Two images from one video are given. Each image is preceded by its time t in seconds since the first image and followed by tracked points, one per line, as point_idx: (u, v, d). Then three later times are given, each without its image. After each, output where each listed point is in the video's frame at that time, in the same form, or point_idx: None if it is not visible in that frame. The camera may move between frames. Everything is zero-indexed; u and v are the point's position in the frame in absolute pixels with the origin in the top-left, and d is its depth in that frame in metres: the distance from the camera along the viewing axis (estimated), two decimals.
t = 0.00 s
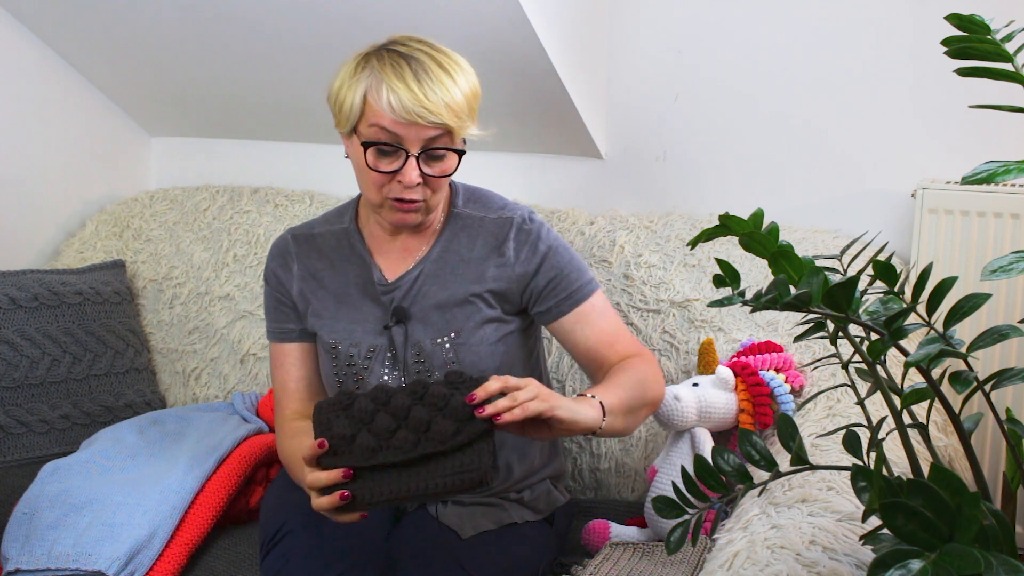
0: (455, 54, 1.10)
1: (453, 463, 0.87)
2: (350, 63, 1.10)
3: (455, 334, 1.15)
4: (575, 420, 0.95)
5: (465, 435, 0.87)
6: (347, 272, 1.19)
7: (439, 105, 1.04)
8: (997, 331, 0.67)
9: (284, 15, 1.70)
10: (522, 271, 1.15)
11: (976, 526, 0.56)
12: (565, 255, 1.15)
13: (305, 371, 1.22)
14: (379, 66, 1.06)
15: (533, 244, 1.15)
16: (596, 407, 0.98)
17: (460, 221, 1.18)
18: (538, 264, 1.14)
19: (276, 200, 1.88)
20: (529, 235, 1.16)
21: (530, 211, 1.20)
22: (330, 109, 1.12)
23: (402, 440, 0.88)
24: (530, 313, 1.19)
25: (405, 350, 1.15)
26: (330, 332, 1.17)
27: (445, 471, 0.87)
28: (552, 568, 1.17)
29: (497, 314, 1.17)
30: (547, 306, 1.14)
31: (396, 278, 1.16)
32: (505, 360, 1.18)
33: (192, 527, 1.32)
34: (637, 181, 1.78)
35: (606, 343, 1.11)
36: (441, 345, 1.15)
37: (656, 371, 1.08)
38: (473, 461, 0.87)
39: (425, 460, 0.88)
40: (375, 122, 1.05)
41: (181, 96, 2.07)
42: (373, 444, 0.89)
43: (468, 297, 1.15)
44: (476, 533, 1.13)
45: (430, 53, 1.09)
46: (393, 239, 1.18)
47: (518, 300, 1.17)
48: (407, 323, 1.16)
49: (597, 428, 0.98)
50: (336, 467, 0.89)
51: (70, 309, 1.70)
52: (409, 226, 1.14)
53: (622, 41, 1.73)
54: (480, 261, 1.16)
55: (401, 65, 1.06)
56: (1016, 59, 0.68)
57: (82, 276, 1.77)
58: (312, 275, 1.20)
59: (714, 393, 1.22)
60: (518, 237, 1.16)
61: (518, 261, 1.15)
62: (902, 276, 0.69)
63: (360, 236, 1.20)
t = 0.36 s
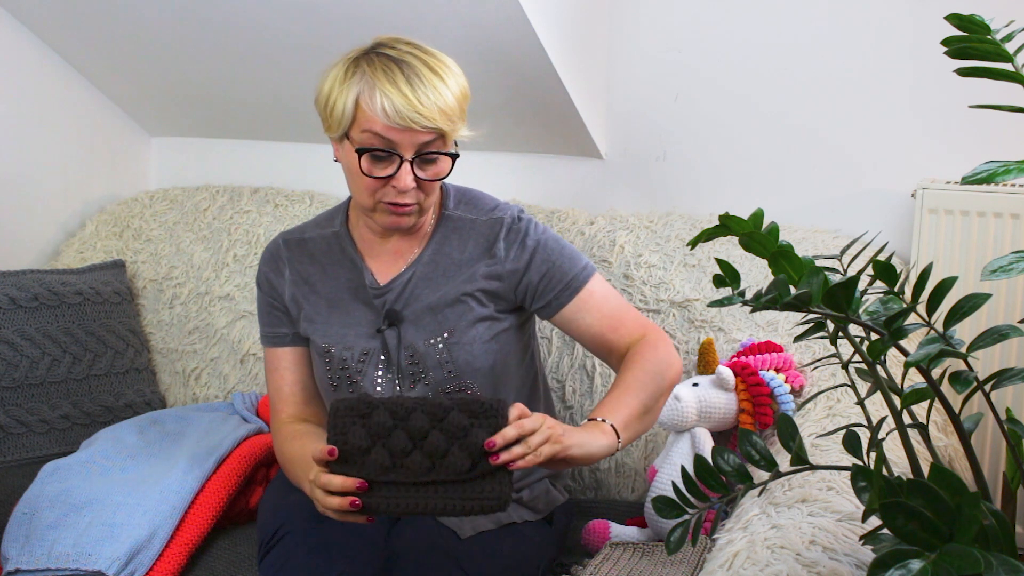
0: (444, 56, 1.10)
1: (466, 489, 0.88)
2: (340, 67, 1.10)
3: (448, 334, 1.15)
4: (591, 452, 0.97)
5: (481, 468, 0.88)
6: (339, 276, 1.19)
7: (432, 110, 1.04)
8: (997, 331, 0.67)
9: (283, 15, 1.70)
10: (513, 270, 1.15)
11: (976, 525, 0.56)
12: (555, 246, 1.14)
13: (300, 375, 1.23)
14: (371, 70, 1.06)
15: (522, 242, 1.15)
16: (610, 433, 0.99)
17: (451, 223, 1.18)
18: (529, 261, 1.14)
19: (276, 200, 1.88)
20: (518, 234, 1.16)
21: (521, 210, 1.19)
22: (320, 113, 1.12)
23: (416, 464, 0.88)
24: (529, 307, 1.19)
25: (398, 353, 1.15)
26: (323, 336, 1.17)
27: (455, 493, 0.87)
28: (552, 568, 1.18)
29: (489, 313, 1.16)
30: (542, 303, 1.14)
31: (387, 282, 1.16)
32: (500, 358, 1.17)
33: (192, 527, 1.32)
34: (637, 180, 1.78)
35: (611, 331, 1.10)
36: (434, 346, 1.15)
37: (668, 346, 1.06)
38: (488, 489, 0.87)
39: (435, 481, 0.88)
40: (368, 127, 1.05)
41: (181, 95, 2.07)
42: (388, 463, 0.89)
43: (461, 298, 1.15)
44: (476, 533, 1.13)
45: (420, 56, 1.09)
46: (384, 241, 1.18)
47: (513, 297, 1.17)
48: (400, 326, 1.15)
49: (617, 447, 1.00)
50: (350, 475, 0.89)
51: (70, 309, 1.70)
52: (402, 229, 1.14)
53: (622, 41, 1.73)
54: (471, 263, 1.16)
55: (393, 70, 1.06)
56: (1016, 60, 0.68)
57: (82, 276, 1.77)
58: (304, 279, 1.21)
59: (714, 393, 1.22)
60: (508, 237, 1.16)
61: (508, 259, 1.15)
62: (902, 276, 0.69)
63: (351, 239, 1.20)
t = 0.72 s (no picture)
0: (442, 56, 1.10)
1: (462, 492, 0.88)
2: (338, 70, 1.10)
3: (450, 334, 1.15)
4: (589, 450, 0.96)
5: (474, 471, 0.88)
6: (339, 278, 1.19)
7: (433, 111, 1.04)
8: (997, 331, 0.68)
9: (284, 16, 1.70)
10: (511, 268, 1.15)
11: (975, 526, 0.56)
12: (553, 242, 1.14)
13: (300, 378, 1.23)
14: (370, 72, 1.06)
15: (521, 241, 1.15)
16: (609, 430, 0.99)
17: (451, 224, 1.18)
18: (528, 257, 1.14)
19: (276, 200, 1.88)
20: (517, 232, 1.16)
21: (520, 209, 1.19)
22: (319, 116, 1.12)
23: (409, 468, 0.89)
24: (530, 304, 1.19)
25: (399, 353, 1.15)
26: (324, 338, 1.17)
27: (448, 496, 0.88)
28: (553, 569, 1.18)
29: (490, 312, 1.16)
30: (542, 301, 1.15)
31: (388, 283, 1.16)
32: (500, 358, 1.17)
33: (192, 527, 1.32)
34: (637, 181, 1.78)
35: (611, 325, 1.10)
36: (435, 346, 1.15)
37: (669, 336, 1.05)
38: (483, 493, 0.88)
39: (429, 484, 0.89)
40: (369, 129, 1.05)
41: (181, 96, 2.07)
42: (381, 466, 0.89)
43: (461, 297, 1.15)
44: (476, 533, 1.13)
45: (418, 57, 1.09)
46: (385, 243, 1.18)
47: (514, 294, 1.17)
48: (401, 327, 1.16)
49: (617, 444, 1.00)
50: (347, 479, 0.90)
51: (70, 309, 1.70)
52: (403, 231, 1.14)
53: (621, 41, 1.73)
54: (471, 263, 1.16)
55: (393, 71, 1.05)
56: (1016, 59, 0.68)
57: (82, 276, 1.77)
58: (304, 281, 1.20)
59: (714, 393, 1.22)
60: (507, 236, 1.16)
61: (508, 258, 1.15)
62: (902, 276, 0.69)
63: (350, 241, 1.20)
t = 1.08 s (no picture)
0: (445, 56, 1.10)
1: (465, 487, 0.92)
2: (341, 67, 1.10)
3: (450, 337, 1.15)
4: (582, 451, 0.96)
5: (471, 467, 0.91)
6: (339, 279, 1.19)
7: (434, 109, 1.04)
8: (997, 331, 0.67)
9: (284, 15, 1.70)
10: (511, 271, 1.15)
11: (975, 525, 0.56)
12: (554, 245, 1.14)
13: (300, 379, 1.23)
14: (373, 69, 1.06)
15: (522, 245, 1.15)
16: (603, 431, 0.98)
17: (452, 227, 1.18)
18: (529, 261, 1.14)
19: (276, 200, 1.88)
20: (518, 237, 1.16)
21: (521, 213, 1.19)
22: (321, 115, 1.12)
23: (410, 472, 0.90)
24: (531, 307, 1.19)
25: (400, 356, 1.15)
26: (324, 339, 1.17)
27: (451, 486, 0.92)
28: (553, 569, 1.18)
29: (490, 315, 1.16)
30: (543, 305, 1.15)
31: (389, 285, 1.16)
32: (500, 360, 1.18)
33: (192, 527, 1.32)
34: (637, 180, 1.78)
35: (611, 328, 1.10)
36: (436, 349, 1.15)
37: (669, 339, 1.06)
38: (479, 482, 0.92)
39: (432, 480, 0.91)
40: (370, 126, 1.05)
41: (181, 95, 2.07)
42: (383, 470, 0.91)
43: (461, 300, 1.15)
44: (476, 533, 1.13)
45: (421, 56, 1.09)
46: (386, 243, 1.18)
47: (515, 297, 1.17)
48: (402, 330, 1.15)
49: (609, 446, 0.99)
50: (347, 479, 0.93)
51: (70, 309, 1.70)
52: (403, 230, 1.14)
53: (621, 41, 1.72)
54: (472, 267, 1.16)
55: (395, 69, 1.06)
56: (1016, 59, 0.68)
57: (82, 276, 1.77)
58: (305, 282, 1.20)
59: (714, 393, 1.22)
60: (508, 240, 1.16)
61: (509, 261, 1.15)
62: (902, 276, 0.69)
63: (351, 243, 1.20)
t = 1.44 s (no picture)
0: (450, 56, 1.10)
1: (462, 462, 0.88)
2: (346, 65, 1.10)
3: (451, 339, 1.15)
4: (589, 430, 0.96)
5: (470, 439, 0.89)
6: (340, 280, 1.19)
7: (439, 107, 1.04)
8: (997, 331, 0.68)
9: (283, 15, 1.70)
10: (512, 272, 1.15)
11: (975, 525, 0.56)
12: (556, 246, 1.14)
13: (300, 380, 1.23)
14: (378, 67, 1.06)
15: (524, 246, 1.15)
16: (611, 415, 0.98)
17: (453, 228, 1.18)
18: (530, 262, 1.14)
19: (276, 200, 1.88)
20: (520, 238, 1.16)
21: (523, 215, 1.19)
22: (325, 113, 1.12)
23: (408, 439, 0.90)
24: (532, 309, 1.19)
25: (401, 357, 1.15)
26: (325, 340, 1.17)
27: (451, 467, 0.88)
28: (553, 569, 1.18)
29: (491, 317, 1.17)
30: (545, 307, 1.15)
31: (390, 286, 1.16)
32: (501, 362, 1.18)
33: (191, 527, 1.32)
34: (637, 180, 1.78)
35: (614, 327, 1.10)
36: (437, 351, 1.15)
37: (672, 334, 1.06)
38: (479, 462, 0.88)
39: (433, 458, 0.89)
40: (374, 123, 1.05)
41: (181, 95, 2.07)
42: (381, 438, 0.91)
43: (463, 301, 1.15)
44: (476, 533, 1.13)
45: (426, 55, 1.09)
46: (387, 244, 1.18)
47: (516, 298, 1.18)
48: (402, 331, 1.16)
49: (616, 429, 0.99)
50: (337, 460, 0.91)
51: (70, 309, 1.70)
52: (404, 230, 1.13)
53: (621, 41, 1.72)
54: (473, 268, 1.16)
55: (400, 67, 1.06)
56: (1016, 60, 0.68)
57: (82, 276, 1.77)
58: (306, 283, 1.20)
59: (714, 393, 1.22)
60: (510, 241, 1.16)
61: (510, 262, 1.15)
62: (902, 276, 0.69)
63: (352, 243, 1.20)
